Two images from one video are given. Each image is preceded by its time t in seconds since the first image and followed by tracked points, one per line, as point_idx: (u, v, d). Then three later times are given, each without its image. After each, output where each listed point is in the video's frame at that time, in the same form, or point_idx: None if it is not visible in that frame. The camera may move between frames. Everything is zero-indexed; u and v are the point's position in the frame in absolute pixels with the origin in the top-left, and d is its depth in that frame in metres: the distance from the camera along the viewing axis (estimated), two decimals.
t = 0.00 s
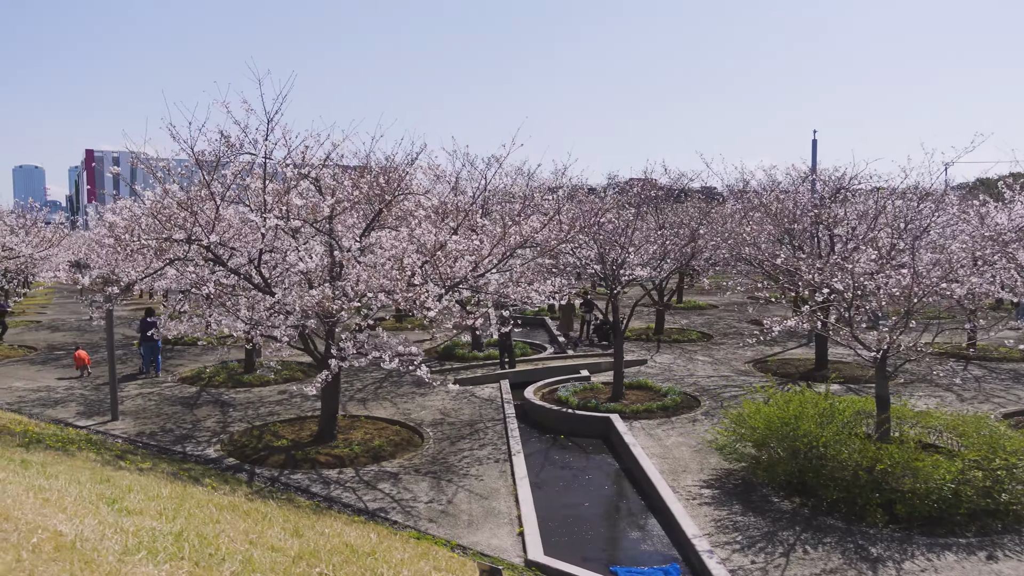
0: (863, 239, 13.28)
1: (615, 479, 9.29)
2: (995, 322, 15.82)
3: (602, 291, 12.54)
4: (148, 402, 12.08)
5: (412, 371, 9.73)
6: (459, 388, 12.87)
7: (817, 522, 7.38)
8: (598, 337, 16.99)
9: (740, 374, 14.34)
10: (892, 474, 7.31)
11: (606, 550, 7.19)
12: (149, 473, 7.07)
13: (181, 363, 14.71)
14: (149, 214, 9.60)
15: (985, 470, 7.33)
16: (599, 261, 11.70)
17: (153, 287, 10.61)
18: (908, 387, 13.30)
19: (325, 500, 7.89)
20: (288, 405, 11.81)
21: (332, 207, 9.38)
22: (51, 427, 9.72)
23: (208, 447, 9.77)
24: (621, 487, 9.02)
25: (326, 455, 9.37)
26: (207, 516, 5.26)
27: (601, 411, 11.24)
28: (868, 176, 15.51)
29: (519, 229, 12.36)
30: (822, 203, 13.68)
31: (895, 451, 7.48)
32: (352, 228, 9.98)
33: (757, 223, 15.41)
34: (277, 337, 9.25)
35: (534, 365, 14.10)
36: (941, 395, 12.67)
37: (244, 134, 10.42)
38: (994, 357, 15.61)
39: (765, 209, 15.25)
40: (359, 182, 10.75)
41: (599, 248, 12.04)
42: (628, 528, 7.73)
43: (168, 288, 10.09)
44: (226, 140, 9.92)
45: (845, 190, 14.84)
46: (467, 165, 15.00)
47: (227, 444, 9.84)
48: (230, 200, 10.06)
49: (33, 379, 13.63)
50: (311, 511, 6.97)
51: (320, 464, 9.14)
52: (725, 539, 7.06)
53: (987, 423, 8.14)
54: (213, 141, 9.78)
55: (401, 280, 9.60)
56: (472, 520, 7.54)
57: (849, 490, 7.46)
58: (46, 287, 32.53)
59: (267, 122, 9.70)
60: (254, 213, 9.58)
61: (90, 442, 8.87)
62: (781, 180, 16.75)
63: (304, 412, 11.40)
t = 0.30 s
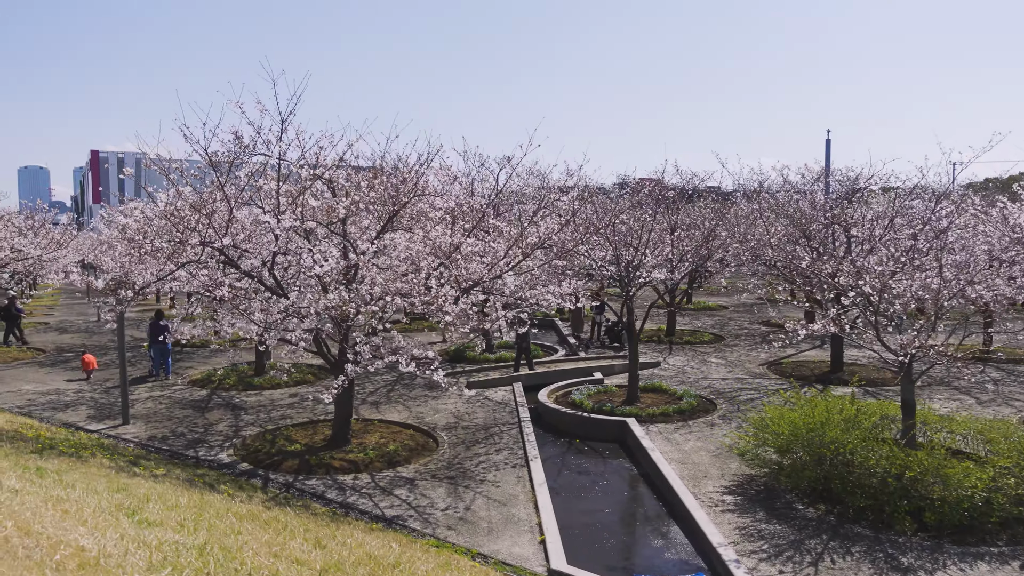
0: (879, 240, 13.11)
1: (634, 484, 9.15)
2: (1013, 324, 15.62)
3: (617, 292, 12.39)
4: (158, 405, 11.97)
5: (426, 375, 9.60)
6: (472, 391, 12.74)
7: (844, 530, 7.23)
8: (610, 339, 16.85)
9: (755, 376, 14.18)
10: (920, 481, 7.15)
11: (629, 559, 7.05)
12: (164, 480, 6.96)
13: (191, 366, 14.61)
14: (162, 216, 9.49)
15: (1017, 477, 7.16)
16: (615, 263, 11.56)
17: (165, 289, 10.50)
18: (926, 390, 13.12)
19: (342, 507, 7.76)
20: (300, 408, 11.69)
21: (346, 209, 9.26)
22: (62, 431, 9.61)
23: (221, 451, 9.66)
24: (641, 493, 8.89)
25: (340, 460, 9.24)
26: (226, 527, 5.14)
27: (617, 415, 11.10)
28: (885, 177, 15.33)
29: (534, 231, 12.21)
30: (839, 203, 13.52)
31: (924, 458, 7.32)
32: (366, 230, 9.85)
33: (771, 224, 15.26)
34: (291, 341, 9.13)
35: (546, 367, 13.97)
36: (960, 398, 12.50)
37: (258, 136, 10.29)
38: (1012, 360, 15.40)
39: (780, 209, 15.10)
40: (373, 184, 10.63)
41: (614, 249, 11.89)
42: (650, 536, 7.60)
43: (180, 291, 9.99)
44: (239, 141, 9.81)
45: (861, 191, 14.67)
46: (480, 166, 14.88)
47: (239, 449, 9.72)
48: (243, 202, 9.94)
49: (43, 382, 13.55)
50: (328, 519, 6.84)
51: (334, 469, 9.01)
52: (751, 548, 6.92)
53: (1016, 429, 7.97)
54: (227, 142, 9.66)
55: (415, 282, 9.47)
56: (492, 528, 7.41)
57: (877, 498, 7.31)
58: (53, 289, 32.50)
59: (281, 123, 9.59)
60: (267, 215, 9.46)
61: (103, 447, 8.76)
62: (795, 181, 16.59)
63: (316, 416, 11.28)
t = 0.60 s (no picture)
0: (895, 240, 12.97)
1: (652, 488, 9.03)
2: None
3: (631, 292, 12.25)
4: (168, 406, 11.86)
5: (440, 376, 9.48)
6: (483, 392, 12.62)
7: (870, 534, 7.09)
8: (620, 340, 16.73)
9: (768, 377, 14.04)
10: (948, 485, 7.00)
11: (651, 565, 6.92)
12: (178, 484, 6.84)
13: (199, 366, 14.50)
14: (174, 215, 9.38)
15: None
16: (629, 263, 11.42)
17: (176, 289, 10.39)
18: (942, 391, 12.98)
19: (357, 510, 7.64)
20: (310, 410, 11.58)
21: (359, 208, 9.14)
22: (72, 433, 9.50)
23: (232, 453, 9.54)
24: (659, 496, 8.76)
25: (354, 462, 9.13)
26: (247, 532, 5.03)
27: (632, 416, 10.98)
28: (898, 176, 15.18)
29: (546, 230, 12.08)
30: (853, 202, 13.38)
31: (951, 461, 7.17)
32: (380, 229, 9.73)
33: (783, 224, 15.13)
34: (304, 342, 9.01)
35: (558, 368, 13.84)
36: (977, 399, 12.35)
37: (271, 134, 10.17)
38: None
39: (793, 209, 14.96)
40: (386, 182, 10.51)
41: (627, 249, 11.75)
42: (671, 540, 7.48)
43: (192, 291, 9.87)
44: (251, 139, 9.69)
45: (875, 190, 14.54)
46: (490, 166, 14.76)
47: (251, 451, 9.61)
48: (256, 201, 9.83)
49: (50, 382, 13.45)
50: (346, 523, 6.73)
51: (348, 471, 8.90)
52: (776, 553, 6.79)
53: None
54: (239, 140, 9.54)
55: (429, 282, 9.35)
56: (510, 532, 7.28)
57: (902, 501, 7.18)
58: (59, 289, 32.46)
59: (294, 120, 9.47)
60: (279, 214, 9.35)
61: (114, 449, 8.65)
62: (807, 180, 16.46)
63: (327, 417, 11.16)
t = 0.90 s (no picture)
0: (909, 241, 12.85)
1: (669, 492, 8.90)
2: None
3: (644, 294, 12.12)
4: (176, 409, 11.72)
5: (454, 380, 9.35)
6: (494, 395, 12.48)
7: (895, 541, 6.95)
8: (629, 341, 16.60)
9: (780, 379, 13.91)
10: (976, 491, 6.86)
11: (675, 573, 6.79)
12: (192, 490, 6.70)
13: (206, 368, 14.36)
14: (185, 216, 9.25)
15: None
16: (643, 265, 11.30)
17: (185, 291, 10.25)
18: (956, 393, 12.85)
19: (373, 516, 7.51)
20: (320, 413, 11.44)
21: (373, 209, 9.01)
22: (80, 437, 9.36)
23: (243, 457, 9.41)
24: (677, 502, 8.63)
25: (367, 467, 8.99)
26: (269, 541, 4.90)
27: (646, 419, 10.85)
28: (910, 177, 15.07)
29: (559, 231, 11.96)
30: (866, 203, 13.26)
31: (978, 467, 7.03)
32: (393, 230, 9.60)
33: (795, 225, 15.01)
34: (316, 344, 8.88)
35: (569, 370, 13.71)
36: (992, 401, 12.22)
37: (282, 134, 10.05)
38: None
39: (804, 209, 14.85)
40: (398, 183, 10.39)
41: (641, 250, 11.63)
42: (693, 547, 7.35)
43: (202, 293, 9.74)
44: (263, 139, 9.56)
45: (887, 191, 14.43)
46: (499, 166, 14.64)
47: (262, 455, 9.47)
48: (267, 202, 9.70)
49: (56, 384, 13.31)
50: (363, 530, 6.59)
51: (361, 475, 8.76)
52: (802, 561, 6.66)
53: None
54: (250, 140, 9.41)
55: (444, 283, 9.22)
56: (530, 538, 7.15)
57: (929, 507, 7.04)
58: (62, 289, 32.28)
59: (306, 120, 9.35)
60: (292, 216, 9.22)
61: (124, 453, 8.52)
62: (817, 181, 16.35)
63: (337, 420, 11.03)
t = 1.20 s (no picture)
0: (922, 242, 12.72)
1: (686, 497, 8.78)
2: None
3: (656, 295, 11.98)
4: (182, 411, 11.59)
5: (466, 382, 9.23)
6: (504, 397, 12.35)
7: (920, 547, 6.83)
8: (637, 342, 16.47)
9: (791, 381, 13.78)
10: (1002, 498, 6.73)
11: None
12: (204, 496, 6.57)
13: (212, 370, 14.24)
14: (194, 217, 9.12)
15: None
16: (655, 266, 11.16)
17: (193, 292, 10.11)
18: (970, 395, 12.72)
19: (387, 521, 7.38)
20: (328, 415, 11.31)
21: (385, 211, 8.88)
22: (87, 440, 9.23)
23: (252, 461, 9.28)
24: (694, 506, 8.51)
25: (378, 471, 8.86)
26: (288, 550, 4.77)
27: (659, 422, 10.72)
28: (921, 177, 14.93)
29: (571, 231, 11.82)
30: (878, 203, 13.15)
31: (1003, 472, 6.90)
32: (404, 231, 9.47)
33: (806, 225, 14.87)
34: (328, 347, 8.75)
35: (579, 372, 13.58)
36: (1007, 404, 12.09)
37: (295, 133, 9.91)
38: None
39: (815, 209, 14.72)
40: (410, 183, 10.25)
41: (653, 251, 11.48)
42: (714, 554, 7.22)
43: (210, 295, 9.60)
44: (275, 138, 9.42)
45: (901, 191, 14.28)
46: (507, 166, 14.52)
47: (271, 459, 9.34)
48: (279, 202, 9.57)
49: (60, 386, 13.18)
50: (378, 537, 6.46)
51: (372, 480, 8.64)
52: (826, 568, 6.54)
53: None
54: (260, 139, 9.28)
55: (456, 285, 9.08)
56: (547, 545, 7.03)
57: (954, 513, 6.91)
58: (65, 290, 32.14)
59: (318, 119, 9.22)
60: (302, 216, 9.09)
61: (132, 457, 8.39)
62: (827, 182, 16.22)
63: (347, 423, 10.90)
